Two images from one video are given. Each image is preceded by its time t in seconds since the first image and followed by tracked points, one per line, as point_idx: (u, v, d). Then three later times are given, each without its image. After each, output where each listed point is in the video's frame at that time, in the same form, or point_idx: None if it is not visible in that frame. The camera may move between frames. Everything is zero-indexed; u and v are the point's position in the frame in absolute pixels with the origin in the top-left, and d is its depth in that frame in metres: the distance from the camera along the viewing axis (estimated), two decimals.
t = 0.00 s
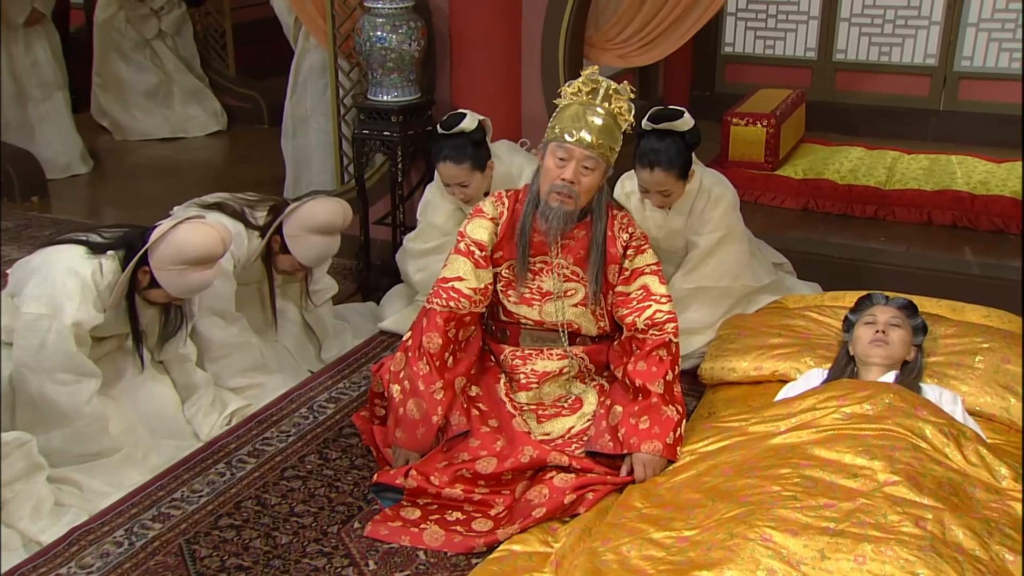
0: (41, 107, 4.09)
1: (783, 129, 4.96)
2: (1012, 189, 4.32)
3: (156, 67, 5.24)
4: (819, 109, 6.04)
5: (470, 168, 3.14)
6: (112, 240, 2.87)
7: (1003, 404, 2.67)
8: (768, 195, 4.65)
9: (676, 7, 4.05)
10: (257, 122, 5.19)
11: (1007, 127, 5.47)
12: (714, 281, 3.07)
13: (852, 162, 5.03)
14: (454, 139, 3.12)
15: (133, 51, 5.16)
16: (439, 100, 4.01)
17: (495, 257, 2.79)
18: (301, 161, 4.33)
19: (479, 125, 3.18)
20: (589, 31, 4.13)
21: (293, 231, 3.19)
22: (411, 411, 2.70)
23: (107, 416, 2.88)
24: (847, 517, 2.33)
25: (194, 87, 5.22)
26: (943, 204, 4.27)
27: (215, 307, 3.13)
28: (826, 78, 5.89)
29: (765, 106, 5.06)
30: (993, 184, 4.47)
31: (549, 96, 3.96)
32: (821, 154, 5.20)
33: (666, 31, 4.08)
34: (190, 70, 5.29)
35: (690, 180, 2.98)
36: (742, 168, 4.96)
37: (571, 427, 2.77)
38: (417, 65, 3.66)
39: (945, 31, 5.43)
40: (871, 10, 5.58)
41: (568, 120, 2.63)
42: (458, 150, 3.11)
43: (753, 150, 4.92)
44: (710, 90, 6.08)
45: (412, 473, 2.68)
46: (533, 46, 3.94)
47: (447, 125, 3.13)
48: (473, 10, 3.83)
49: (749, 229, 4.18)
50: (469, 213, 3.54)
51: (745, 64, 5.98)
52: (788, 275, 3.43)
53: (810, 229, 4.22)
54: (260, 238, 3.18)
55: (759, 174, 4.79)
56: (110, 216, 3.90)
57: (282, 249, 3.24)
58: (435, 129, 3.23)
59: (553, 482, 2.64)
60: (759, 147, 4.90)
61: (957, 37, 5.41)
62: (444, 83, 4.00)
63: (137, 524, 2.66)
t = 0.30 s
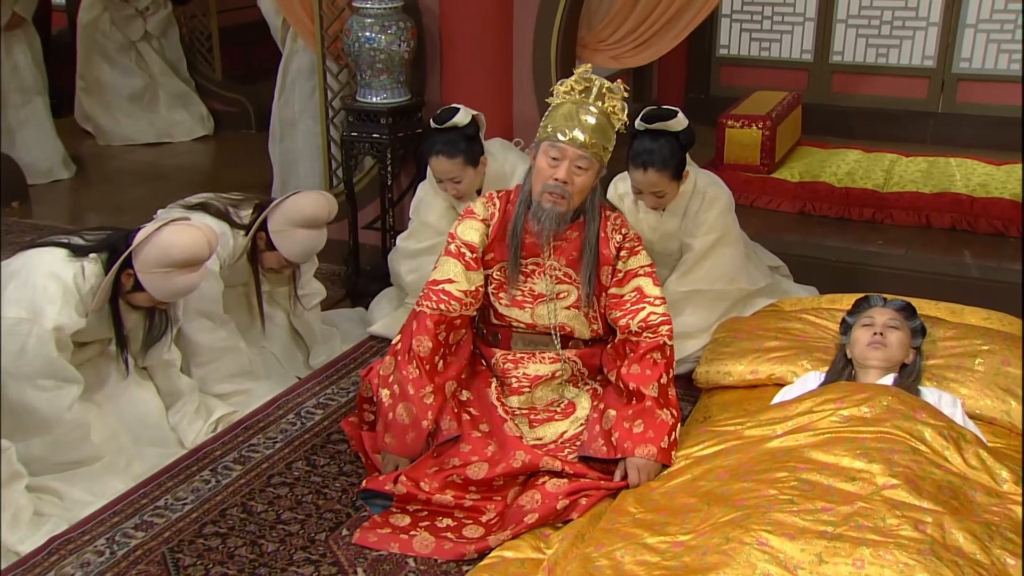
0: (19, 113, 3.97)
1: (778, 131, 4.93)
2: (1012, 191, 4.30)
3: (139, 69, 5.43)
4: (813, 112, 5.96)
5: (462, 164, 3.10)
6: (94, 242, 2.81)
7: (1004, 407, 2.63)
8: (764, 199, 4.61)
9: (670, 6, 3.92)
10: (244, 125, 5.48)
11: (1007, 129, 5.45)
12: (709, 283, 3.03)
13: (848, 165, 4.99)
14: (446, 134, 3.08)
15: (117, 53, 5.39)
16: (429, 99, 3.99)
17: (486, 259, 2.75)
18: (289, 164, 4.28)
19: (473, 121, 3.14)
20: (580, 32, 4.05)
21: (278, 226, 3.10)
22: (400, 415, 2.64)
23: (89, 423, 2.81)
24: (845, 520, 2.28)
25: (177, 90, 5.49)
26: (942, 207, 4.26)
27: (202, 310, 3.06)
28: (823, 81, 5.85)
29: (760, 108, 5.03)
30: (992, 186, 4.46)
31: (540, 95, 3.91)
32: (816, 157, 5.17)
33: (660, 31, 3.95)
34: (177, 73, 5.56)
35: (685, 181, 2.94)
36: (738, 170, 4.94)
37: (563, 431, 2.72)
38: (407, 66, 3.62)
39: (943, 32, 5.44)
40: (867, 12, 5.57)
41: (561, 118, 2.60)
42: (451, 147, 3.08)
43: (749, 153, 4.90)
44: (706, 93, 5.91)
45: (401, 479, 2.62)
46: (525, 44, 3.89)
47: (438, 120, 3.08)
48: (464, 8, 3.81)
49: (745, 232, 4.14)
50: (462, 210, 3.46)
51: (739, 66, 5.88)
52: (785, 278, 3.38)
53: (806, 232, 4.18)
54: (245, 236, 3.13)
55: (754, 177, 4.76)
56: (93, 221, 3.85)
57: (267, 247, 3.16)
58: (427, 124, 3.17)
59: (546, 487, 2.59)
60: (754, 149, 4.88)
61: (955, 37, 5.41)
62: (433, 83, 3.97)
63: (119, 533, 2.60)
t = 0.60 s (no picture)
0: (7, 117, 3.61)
1: (776, 134, 4.89)
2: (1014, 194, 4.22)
3: (127, 74, 4.64)
4: (811, 116, 5.86)
5: (458, 156, 3.10)
6: (77, 245, 2.73)
7: (1007, 411, 2.59)
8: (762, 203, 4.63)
9: (666, 6, 3.90)
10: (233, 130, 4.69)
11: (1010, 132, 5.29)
12: (706, 287, 2.97)
13: (848, 168, 4.95)
14: (442, 127, 3.09)
15: (102, 55, 4.57)
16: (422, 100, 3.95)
17: (478, 262, 2.70)
18: (278, 168, 4.24)
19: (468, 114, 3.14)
20: (575, 33, 4.03)
21: (268, 244, 3.05)
22: (391, 420, 2.59)
23: (71, 431, 2.76)
24: (845, 525, 2.23)
25: (165, 95, 4.67)
26: (942, 210, 4.25)
27: (184, 320, 3.00)
28: (821, 84, 5.79)
29: (756, 111, 4.99)
30: (993, 188, 4.36)
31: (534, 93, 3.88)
32: (816, 160, 5.11)
33: (656, 31, 3.93)
34: (163, 77, 4.70)
35: (681, 183, 2.88)
36: (735, 175, 4.89)
37: (557, 437, 2.67)
38: (398, 67, 3.59)
39: (943, 34, 5.39)
40: (867, 14, 5.53)
41: (556, 118, 2.56)
42: (447, 143, 3.08)
43: (746, 156, 4.85)
44: (701, 96, 5.93)
45: (392, 486, 2.56)
46: (518, 43, 3.86)
47: (434, 113, 3.10)
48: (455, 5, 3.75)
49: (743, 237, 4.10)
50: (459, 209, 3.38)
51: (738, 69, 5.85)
52: (783, 282, 3.33)
53: (805, 236, 4.15)
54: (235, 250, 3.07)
55: (752, 181, 4.73)
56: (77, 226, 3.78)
57: (256, 263, 3.10)
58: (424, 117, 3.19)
59: (540, 493, 2.53)
60: (752, 153, 4.83)
61: (955, 37, 5.35)
62: (426, 84, 3.94)
63: (101, 542, 2.52)
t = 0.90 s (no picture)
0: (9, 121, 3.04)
1: (774, 136, 4.86)
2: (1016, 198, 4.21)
3: (112, 79, 4.59)
4: (811, 120, 5.90)
5: (449, 157, 3.07)
6: (58, 247, 2.66)
7: (1010, 415, 2.54)
8: (760, 206, 4.63)
9: (660, 7, 3.86)
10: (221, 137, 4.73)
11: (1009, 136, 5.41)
12: (703, 290, 2.92)
13: (847, 171, 4.92)
14: (433, 128, 3.05)
15: (88, 60, 4.51)
16: (413, 103, 3.91)
17: (470, 264, 2.65)
18: (266, 173, 4.19)
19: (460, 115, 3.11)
20: (569, 34, 4.00)
21: (256, 253, 2.98)
22: (381, 426, 2.53)
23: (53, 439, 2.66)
24: (845, 529, 2.18)
25: (151, 101, 4.65)
26: (944, 213, 4.24)
27: (168, 330, 2.92)
28: (821, 86, 5.79)
29: (754, 114, 4.97)
30: (995, 193, 4.34)
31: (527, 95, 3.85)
32: (815, 164, 5.09)
33: (650, 32, 3.90)
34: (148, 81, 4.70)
35: (676, 184, 2.84)
36: (733, 178, 4.86)
37: (551, 443, 2.61)
38: (388, 70, 3.55)
39: (943, 35, 5.42)
40: (865, 16, 5.55)
41: (548, 117, 2.51)
42: (438, 144, 3.05)
43: (744, 160, 4.83)
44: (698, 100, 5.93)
45: (382, 492, 2.50)
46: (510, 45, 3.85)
47: (425, 113, 3.04)
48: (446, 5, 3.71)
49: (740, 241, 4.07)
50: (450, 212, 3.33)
51: (734, 72, 5.87)
52: (780, 286, 3.29)
53: (804, 241, 4.12)
54: (223, 257, 2.98)
55: (750, 184, 4.72)
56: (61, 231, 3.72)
57: (243, 270, 3.02)
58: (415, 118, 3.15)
59: (533, 499, 2.47)
60: (749, 157, 4.80)
61: (956, 39, 5.39)
62: (417, 87, 3.89)
63: (83, 551, 2.45)
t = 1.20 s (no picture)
0: None
1: (772, 138, 4.84)
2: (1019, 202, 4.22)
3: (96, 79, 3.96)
4: (812, 123, 5.96)
5: (442, 163, 3.02)
6: (39, 249, 2.57)
7: (1015, 418, 2.50)
8: (759, 210, 4.60)
9: (656, 7, 3.76)
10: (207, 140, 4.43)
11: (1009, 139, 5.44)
12: (700, 294, 2.88)
13: (847, 175, 4.90)
14: (425, 132, 3.00)
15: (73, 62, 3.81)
16: (405, 104, 3.85)
17: (462, 265, 2.61)
18: (254, 177, 4.13)
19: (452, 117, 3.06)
20: (563, 34, 3.92)
21: (241, 248, 2.93)
22: (372, 430, 2.47)
23: (33, 445, 2.56)
24: (845, 533, 2.13)
25: (140, 104, 4.12)
26: (947, 216, 4.20)
27: (155, 330, 2.87)
28: (820, 88, 5.89)
29: (754, 115, 4.97)
30: (998, 197, 4.37)
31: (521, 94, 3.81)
32: (813, 167, 5.07)
33: (647, 32, 3.80)
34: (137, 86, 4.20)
35: (673, 185, 2.80)
36: (731, 181, 4.85)
37: (546, 447, 2.56)
38: (379, 70, 3.51)
39: (945, 37, 5.51)
40: (865, 18, 5.66)
41: (542, 116, 2.47)
42: (428, 147, 3.00)
43: (743, 163, 4.82)
44: (695, 103, 6.03)
45: (373, 498, 2.43)
46: (504, 45, 3.81)
47: (416, 117, 3.00)
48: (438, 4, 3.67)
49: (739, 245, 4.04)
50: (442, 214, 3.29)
51: (730, 74, 5.97)
52: (779, 289, 3.26)
53: (804, 244, 4.10)
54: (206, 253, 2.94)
55: (749, 188, 4.71)
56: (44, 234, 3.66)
57: (228, 267, 2.98)
58: (406, 121, 3.11)
59: (527, 504, 2.42)
60: (748, 160, 4.79)
61: (958, 41, 5.49)
62: (409, 88, 3.84)
63: (64, 560, 2.38)
